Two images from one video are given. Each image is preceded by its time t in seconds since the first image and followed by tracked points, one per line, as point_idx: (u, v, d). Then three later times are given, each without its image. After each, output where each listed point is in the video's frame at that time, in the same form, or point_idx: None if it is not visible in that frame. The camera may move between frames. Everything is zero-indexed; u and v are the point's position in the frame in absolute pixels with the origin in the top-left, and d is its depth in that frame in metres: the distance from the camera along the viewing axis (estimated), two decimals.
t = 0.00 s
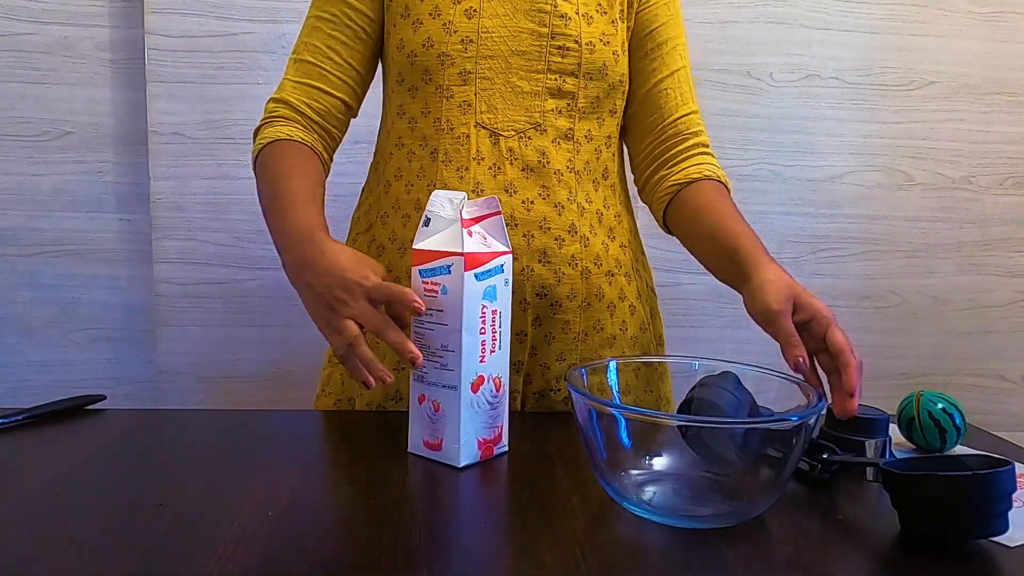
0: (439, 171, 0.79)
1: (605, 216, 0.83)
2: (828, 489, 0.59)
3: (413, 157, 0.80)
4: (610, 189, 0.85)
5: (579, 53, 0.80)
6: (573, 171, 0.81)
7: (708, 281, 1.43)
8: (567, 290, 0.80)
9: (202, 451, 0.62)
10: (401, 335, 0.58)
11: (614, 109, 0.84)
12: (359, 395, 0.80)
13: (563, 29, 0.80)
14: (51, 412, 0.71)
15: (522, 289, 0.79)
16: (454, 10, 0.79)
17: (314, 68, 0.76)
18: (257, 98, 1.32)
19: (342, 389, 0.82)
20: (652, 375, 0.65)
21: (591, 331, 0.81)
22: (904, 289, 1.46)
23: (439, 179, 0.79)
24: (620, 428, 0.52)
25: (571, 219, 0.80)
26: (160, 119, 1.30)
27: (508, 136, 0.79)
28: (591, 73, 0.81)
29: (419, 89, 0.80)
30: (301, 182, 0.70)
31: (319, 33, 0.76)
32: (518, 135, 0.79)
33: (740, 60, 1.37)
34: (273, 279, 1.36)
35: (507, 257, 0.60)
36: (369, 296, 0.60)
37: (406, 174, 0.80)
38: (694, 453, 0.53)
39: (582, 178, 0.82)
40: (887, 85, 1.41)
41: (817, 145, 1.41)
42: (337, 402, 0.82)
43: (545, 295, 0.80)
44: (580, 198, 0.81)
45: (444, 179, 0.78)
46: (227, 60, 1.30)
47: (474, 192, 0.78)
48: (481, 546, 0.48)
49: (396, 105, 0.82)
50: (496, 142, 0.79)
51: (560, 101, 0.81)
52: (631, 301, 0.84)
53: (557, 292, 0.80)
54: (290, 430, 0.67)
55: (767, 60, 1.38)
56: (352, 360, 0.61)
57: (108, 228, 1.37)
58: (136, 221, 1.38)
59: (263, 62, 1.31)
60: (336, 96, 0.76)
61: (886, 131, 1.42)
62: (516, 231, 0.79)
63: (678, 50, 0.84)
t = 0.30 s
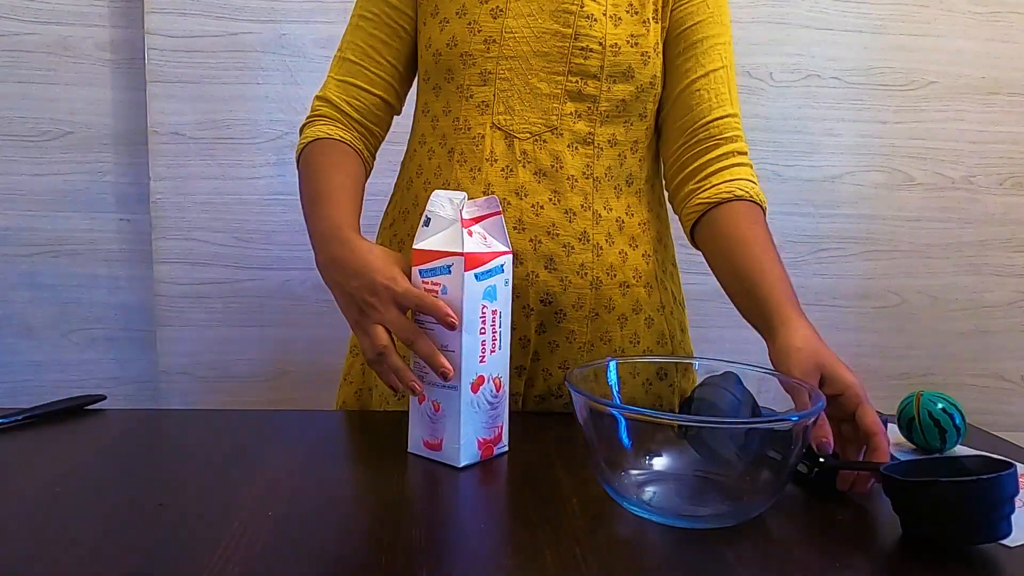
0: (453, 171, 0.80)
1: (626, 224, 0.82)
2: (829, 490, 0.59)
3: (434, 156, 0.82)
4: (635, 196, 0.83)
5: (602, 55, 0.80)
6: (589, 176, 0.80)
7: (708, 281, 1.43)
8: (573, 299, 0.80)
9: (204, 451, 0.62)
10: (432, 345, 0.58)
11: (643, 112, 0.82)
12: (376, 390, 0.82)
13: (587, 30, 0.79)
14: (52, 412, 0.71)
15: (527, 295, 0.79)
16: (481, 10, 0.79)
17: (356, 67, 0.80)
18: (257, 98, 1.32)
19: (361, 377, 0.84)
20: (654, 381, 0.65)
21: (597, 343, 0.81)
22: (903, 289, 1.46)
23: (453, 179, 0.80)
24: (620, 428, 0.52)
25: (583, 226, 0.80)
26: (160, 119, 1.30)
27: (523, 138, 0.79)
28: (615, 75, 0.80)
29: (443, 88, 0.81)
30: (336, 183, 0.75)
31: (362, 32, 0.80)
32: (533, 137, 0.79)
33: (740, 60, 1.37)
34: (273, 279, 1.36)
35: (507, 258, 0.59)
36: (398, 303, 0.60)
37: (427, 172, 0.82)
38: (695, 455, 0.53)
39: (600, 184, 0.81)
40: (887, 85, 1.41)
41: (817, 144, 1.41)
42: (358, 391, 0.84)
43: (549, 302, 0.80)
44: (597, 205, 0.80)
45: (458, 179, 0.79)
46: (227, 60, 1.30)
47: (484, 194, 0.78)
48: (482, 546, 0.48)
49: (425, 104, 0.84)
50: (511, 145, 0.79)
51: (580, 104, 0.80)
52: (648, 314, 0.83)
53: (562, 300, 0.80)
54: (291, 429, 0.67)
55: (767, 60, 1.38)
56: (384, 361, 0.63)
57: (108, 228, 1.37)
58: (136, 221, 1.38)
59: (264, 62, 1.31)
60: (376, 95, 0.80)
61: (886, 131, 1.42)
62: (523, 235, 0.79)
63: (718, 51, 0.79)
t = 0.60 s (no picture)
0: (463, 171, 0.80)
1: (637, 227, 0.82)
2: (830, 489, 0.59)
3: (447, 157, 0.82)
4: (647, 198, 0.83)
5: (615, 57, 0.79)
6: (599, 178, 0.80)
7: (708, 281, 1.43)
8: (577, 302, 0.80)
9: (205, 451, 0.62)
10: (436, 347, 0.58)
11: (655, 115, 0.83)
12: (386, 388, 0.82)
13: (600, 32, 0.79)
14: (52, 412, 0.71)
15: (530, 296, 0.79)
16: (495, 12, 0.79)
17: (375, 67, 0.80)
18: (257, 98, 1.32)
19: (374, 375, 0.85)
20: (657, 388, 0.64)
21: (600, 346, 0.82)
22: (903, 289, 1.46)
23: (464, 180, 0.80)
24: (621, 428, 0.52)
25: (590, 228, 0.80)
26: (160, 119, 1.30)
27: (534, 140, 0.79)
28: (628, 77, 0.80)
29: (457, 89, 0.81)
30: (346, 184, 0.76)
31: (380, 34, 0.81)
32: (544, 138, 0.79)
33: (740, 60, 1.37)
34: (273, 279, 1.36)
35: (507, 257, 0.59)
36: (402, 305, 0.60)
37: (440, 172, 0.82)
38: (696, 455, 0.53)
39: (610, 186, 0.81)
40: (887, 85, 1.41)
41: (817, 144, 1.41)
42: (371, 387, 0.85)
43: (553, 304, 0.80)
44: (605, 208, 0.80)
45: (468, 181, 0.79)
46: (227, 60, 1.30)
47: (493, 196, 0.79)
48: (482, 546, 0.48)
49: (439, 105, 0.84)
50: (521, 146, 0.79)
51: (592, 106, 0.80)
52: (654, 318, 0.83)
53: (566, 302, 0.80)
54: (292, 429, 0.67)
55: (766, 60, 1.38)
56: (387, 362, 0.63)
57: (108, 228, 1.37)
58: (136, 221, 1.38)
59: (264, 61, 1.31)
60: (394, 96, 0.81)
61: (886, 131, 1.42)
62: (528, 237, 0.79)
63: (737, 55, 0.80)
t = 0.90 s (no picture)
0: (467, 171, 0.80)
1: (639, 223, 0.82)
2: (829, 489, 0.59)
3: (451, 158, 0.81)
4: (647, 195, 0.84)
5: (616, 57, 0.80)
6: (603, 175, 0.81)
7: (708, 281, 1.43)
8: (581, 297, 0.80)
9: (204, 451, 0.62)
10: (449, 342, 0.58)
11: (654, 113, 0.83)
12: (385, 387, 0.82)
13: (601, 33, 0.79)
14: (52, 412, 0.71)
15: (535, 292, 0.79)
16: (496, 14, 0.79)
17: (371, 66, 0.79)
18: (257, 98, 1.32)
19: (374, 375, 0.85)
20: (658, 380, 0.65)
21: (602, 340, 0.82)
22: (903, 289, 1.46)
23: (468, 180, 0.79)
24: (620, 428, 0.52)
25: (593, 224, 0.80)
26: (160, 119, 1.30)
27: (538, 139, 0.79)
28: (629, 77, 0.81)
29: (460, 91, 0.81)
30: (343, 184, 0.74)
31: (376, 34, 0.80)
32: (548, 138, 0.79)
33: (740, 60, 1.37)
34: (273, 279, 1.36)
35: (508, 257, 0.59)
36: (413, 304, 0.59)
37: (443, 173, 0.82)
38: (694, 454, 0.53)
39: (613, 183, 0.81)
40: (887, 85, 1.41)
41: (817, 144, 1.41)
42: (371, 388, 0.85)
43: (557, 300, 0.80)
44: (609, 204, 0.81)
45: (473, 180, 0.79)
46: (227, 61, 1.30)
47: (498, 194, 0.78)
48: (482, 546, 0.48)
49: (439, 107, 0.83)
50: (526, 145, 0.79)
51: (594, 105, 0.80)
52: (654, 313, 0.84)
53: (570, 298, 0.80)
54: (292, 429, 0.67)
55: (766, 60, 1.38)
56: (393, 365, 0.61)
57: (108, 228, 1.37)
58: (136, 221, 1.38)
59: (264, 62, 1.31)
60: (391, 95, 0.80)
61: (886, 131, 1.42)
62: (533, 234, 0.78)
63: (732, 59, 0.84)
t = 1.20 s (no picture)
0: (470, 172, 0.79)
1: (638, 218, 0.83)
2: (830, 489, 0.59)
3: (451, 158, 0.80)
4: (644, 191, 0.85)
5: (615, 59, 0.80)
6: (605, 172, 0.81)
7: (709, 281, 1.43)
8: (590, 290, 0.80)
9: (203, 452, 0.62)
10: (437, 345, 0.58)
11: (648, 113, 0.85)
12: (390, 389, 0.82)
13: (599, 36, 0.80)
14: (52, 412, 0.71)
15: (545, 288, 0.79)
16: (495, 16, 0.78)
17: (365, 75, 0.78)
18: (257, 98, 1.32)
19: (372, 381, 0.84)
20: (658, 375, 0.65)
21: (611, 333, 0.82)
22: (904, 289, 1.46)
23: (472, 178, 0.79)
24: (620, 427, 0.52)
25: (599, 219, 0.80)
26: (160, 119, 1.30)
27: (542, 138, 0.79)
28: (627, 78, 0.82)
29: (459, 92, 0.80)
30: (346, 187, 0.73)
31: (369, 40, 0.78)
32: (552, 137, 0.79)
33: (740, 60, 1.37)
34: (273, 279, 1.36)
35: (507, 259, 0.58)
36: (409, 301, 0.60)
37: (442, 174, 0.81)
38: (694, 455, 0.53)
39: (614, 179, 0.82)
40: (887, 85, 1.41)
41: (818, 144, 1.41)
42: (370, 395, 0.84)
43: (568, 295, 0.80)
44: (612, 199, 0.81)
45: (477, 179, 0.79)
46: (227, 61, 1.30)
47: (504, 192, 0.78)
48: (482, 546, 0.48)
49: (435, 107, 0.82)
50: (530, 144, 0.79)
51: (595, 104, 0.81)
52: (657, 304, 0.84)
53: (579, 292, 0.80)
54: (291, 429, 0.67)
55: (767, 60, 1.38)
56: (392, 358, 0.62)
57: (108, 228, 1.37)
58: (136, 221, 1.38)
59: (264, 62, 1.31)
60: (385, 103, 0.79)
61: (886, 131, 1.42)
62: (541, 230, 0.78)
63: (710, 63, 0.89)
